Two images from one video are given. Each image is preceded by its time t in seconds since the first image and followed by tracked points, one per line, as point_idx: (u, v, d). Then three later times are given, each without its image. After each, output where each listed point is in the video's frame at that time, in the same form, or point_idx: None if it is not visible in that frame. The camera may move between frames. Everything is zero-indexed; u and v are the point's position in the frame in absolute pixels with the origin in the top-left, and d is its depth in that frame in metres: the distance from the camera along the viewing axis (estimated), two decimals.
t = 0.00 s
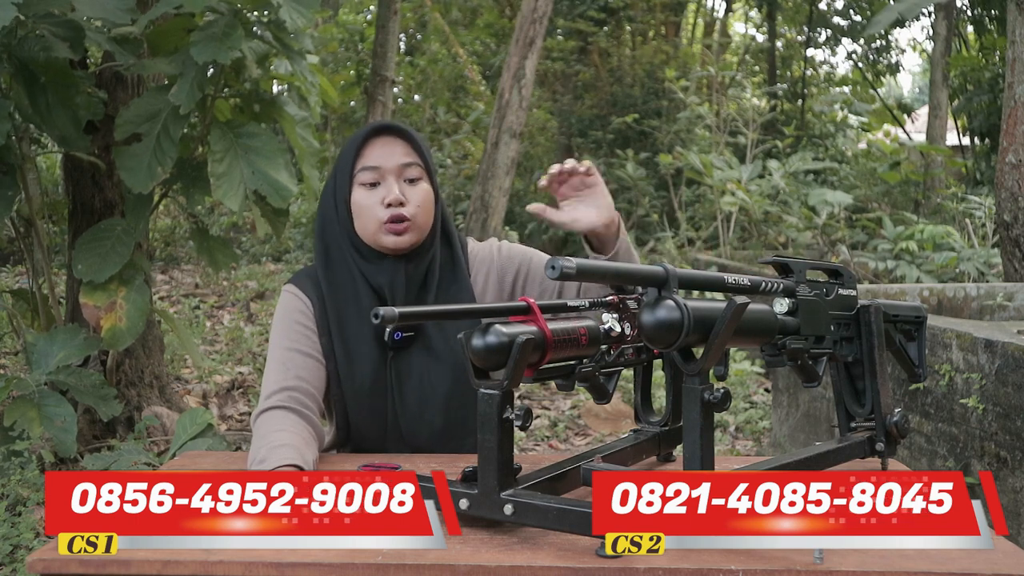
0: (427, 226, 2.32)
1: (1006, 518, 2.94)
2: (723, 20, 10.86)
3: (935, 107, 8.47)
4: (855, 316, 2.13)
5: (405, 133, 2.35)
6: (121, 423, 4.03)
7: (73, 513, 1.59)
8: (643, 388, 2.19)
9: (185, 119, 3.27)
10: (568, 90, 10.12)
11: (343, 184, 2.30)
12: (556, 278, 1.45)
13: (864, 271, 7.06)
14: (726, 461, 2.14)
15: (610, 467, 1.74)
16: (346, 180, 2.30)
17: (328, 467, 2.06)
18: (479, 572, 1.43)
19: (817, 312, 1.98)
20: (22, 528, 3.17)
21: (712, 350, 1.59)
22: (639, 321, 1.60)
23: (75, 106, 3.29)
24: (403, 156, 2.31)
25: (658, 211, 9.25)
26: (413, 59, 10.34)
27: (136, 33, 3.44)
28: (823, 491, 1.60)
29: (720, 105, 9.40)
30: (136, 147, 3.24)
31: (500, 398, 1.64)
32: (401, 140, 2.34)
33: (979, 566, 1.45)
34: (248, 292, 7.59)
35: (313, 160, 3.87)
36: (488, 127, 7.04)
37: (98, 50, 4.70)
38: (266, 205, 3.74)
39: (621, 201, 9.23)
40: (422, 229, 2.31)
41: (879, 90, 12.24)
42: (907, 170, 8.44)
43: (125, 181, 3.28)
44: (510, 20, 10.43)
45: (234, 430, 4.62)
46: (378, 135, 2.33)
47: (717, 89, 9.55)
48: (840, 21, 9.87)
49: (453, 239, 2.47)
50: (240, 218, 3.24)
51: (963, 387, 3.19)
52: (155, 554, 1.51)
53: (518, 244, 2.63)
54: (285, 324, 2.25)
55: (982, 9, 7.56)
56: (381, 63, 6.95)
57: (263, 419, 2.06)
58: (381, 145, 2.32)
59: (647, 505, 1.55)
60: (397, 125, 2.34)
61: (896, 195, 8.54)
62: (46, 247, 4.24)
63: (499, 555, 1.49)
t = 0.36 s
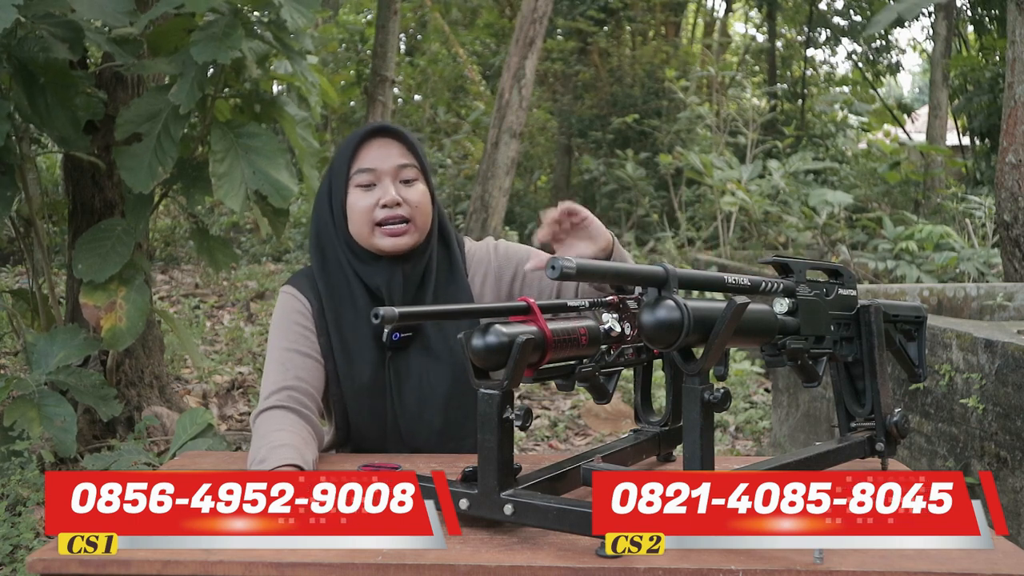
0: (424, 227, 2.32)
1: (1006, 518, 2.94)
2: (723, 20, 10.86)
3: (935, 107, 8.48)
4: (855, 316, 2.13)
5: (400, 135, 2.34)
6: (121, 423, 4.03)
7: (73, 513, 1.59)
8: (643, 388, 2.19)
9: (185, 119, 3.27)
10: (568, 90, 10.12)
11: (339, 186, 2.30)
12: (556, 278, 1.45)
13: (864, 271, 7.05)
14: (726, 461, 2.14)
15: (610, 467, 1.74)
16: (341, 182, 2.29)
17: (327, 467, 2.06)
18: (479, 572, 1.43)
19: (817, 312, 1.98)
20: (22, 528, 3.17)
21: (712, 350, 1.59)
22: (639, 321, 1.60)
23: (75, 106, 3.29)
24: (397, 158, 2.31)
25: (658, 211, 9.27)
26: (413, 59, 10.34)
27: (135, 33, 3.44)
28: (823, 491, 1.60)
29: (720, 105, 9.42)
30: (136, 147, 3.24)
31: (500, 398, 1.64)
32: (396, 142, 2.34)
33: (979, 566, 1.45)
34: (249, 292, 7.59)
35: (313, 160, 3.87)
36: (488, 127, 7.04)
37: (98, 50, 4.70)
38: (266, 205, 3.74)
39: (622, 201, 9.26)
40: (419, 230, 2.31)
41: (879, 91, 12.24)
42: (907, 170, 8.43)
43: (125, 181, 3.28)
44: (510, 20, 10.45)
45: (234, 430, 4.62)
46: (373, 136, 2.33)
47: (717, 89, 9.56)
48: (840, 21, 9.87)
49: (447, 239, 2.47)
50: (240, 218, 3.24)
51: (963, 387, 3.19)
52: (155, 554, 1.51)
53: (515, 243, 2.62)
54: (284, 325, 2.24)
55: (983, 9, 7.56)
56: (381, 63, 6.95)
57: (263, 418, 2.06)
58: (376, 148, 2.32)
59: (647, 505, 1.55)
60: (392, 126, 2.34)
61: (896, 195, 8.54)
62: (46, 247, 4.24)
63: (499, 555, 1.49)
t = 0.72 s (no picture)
0: (425, 228, 2.32)
1: (1006, 519, 2.93)
2: (723, 20, 10.86)
3: (935, 107, 8.48)
4: (855, 316, 2.13)
5: (400, 136, 2.34)
6: (121, 423, 4.03)
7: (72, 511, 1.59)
8: (643, 388, 2.19)
9: (185, 119, 3.27)
10: (568, 90, 10.13)
11: (340, 188, 2.30)
12: (556, 278, 1.45)
13: (864, 271, 7.06)
14: (726, 461, 2.14)
15: (610, 466, 1.74)
16: (342, 184, 2.29)
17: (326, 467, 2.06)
18: (479, 572, 1.43)
19: (817, 312, 1.98)
20: (22, 528, 3.17)
21: (712, 350, 1.59)
22: (639, 322, 1.60)
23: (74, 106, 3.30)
24: (398, 159, 2.30)
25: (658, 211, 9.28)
26: (413, 59, 10.33)
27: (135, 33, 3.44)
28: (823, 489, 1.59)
29: (721, 105, 9.42)
30: (136, 147, 3.24)
31: (500, 398, 1.64)
32: (397, 143, 2.34)
33: (979, 566, 1.45)
34: (249, 292, 7.59)
35: (312, 160, 3.87)
36: (488, 127, 7.03)
37: (98, 50, 4.71)
38: (267, 205, 3.74)
39: (622, 201, 9.30)
40: (420, 231, 2.31)
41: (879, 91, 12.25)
42: (907, 170, 8.43)
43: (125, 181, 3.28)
44: (510, 20, 10.46)
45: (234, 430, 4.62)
46: (375, 138, 2.32)
47: (717, 89, 9.55)
48: (840, 21, 9.88)
49: (447, 240, 2.47)
50: (240, 218, 3.24)
51: (963, 387, 3.19)
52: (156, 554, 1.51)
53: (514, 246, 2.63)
54: (282, 332, 2.24)
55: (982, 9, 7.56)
56: (381, 63, 6.95)
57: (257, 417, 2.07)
58: (377, 149, 2.31)
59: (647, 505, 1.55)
60: (393, 128, 2.33)
61: (896, 195, 8.53)
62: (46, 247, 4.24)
63: (499, 555, 1.49)
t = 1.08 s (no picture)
0: (430, 229, 2.30)
1: (1006, 518, 2.93)
2: (723, 20, 10.86)
3: (935, 107, 8.48)
4: (855, 316, 2.13)
5: (408, 136, 2.33)
6: (122, 423, 4.03)
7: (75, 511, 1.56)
8: (643, 388, 2.19)
9: (184, 119, 3.27)
10: (568, 90, 10.13)
11: (346, 188, 2.30)
12: (556, 278, 1.46)
13: (864, 271, 7.06)
14: (726, 461, 2.14)
15: (610, 467, 1.74)
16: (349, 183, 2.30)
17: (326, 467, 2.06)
18: (479, 572, 1.43)
19: (817, 312, 1.98)
20: (22, 528, 3.17)
21: (712, 350, 1.59)
22: (639, 321, 1.61)
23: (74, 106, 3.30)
24: (405, 160, 2.30)
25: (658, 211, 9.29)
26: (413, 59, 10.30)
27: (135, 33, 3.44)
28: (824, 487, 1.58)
29: (721, 105, 9.41)
30: (136, 147, 3.24)
31: (500, 398, 1.65)
32: (406, 143, 2.33)
33: (979, 566, 1.45)
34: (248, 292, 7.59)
35: (312, 160, 3.87)
36: (488, 127, 7.03)
37: (98, 51, 4.71)
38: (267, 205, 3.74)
39: (622, 201, 9.31)
40: (424, 233, 2.30)
41: (880, 91, 12.24)
42: (907, 170, 8.42)
43: (125, 181, 3.28)
44: (510, 20, 10.47)
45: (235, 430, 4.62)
46: (383, 137, 2.32)
47: (717, 89, 9.55)
48: (840, 21, 9.88)
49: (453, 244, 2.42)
50: (241, 218, 3.24)
51: (963, 387, 3.19)
52: (156, 554, 1.52)
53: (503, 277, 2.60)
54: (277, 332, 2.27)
55: (982, 9, 7.56)
56: (381, 63, 6.95)
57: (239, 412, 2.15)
58: (385, 149, 2.31)
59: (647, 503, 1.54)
60: (402, 128, 2.32)
61: (896, 195, 8.52)
62: (46, 247, 4.24)
63: (499, 555, 1.49)
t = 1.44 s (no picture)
0: (450, 242, 2.31)
1: (1006, 518, 2.93)
2: (723, 20, 10.86)
3: (935, 107, 8.48)
4: (855, 316, 2.13)
5: (431, 147, 2.30)
6: (122, 423, 4.03)
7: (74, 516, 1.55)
8: (643, 388, 2.18)
9: (184, 119, 3.26)
10: (568, 90, 10.14)
11: (367, 197, 2.29)
12: (557, 278, 1.46)
13: (864, 270, 7.06)
14: (727, 461, 2.14)
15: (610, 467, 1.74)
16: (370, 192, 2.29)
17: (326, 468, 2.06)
18: (479, 572, 1.43)
19: (817, 312, 1.99)
20: (22, 528, 3.17)
21: (712, 350, 1.59)
22: (639, 321, 1.61)
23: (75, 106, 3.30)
24: (428, 173, 2.28)
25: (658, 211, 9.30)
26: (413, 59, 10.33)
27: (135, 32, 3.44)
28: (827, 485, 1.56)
29: (720, 105, 9.40)
30: (136, 147, 3.24)
31: (500, 398, 1.65)
32: (429, 154, 2.31)
33: (979, 566, 1.45)
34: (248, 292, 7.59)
35: (312, 160, 3.87)
36: (488, 127, 7.03)
37: (98, 51, 4.71)
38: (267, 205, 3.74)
39: (622, 201, 9.32)
40: (444, 247, 2.30)
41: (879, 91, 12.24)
42: (907, 170, 8.42)
43: (125, 181, 3.28)
44: (510, 20, 10.48)
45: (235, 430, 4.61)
46: (408, 146, 2.29)
47: (717, 89, 9.54)
48: (840, 21, 9.88)
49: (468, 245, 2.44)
50: (241, 218, 3.25)
51: (963, 387, 3.18)
52: (156, 554, 1.52)
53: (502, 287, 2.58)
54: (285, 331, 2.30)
55: (983, 8, 7.55)
56: (381, 63, 6.96)
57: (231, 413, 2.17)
58: (407, 159, 2.29)
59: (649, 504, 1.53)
60: (427, 139, 2.29)
61: (896, 195, 8.51)
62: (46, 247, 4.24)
63: (499, 555, 1.49)
